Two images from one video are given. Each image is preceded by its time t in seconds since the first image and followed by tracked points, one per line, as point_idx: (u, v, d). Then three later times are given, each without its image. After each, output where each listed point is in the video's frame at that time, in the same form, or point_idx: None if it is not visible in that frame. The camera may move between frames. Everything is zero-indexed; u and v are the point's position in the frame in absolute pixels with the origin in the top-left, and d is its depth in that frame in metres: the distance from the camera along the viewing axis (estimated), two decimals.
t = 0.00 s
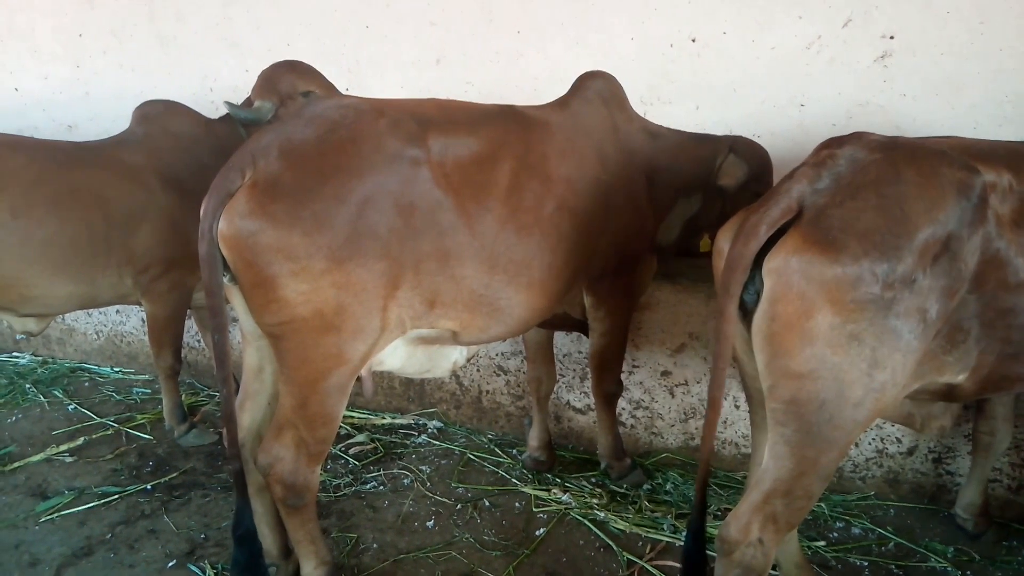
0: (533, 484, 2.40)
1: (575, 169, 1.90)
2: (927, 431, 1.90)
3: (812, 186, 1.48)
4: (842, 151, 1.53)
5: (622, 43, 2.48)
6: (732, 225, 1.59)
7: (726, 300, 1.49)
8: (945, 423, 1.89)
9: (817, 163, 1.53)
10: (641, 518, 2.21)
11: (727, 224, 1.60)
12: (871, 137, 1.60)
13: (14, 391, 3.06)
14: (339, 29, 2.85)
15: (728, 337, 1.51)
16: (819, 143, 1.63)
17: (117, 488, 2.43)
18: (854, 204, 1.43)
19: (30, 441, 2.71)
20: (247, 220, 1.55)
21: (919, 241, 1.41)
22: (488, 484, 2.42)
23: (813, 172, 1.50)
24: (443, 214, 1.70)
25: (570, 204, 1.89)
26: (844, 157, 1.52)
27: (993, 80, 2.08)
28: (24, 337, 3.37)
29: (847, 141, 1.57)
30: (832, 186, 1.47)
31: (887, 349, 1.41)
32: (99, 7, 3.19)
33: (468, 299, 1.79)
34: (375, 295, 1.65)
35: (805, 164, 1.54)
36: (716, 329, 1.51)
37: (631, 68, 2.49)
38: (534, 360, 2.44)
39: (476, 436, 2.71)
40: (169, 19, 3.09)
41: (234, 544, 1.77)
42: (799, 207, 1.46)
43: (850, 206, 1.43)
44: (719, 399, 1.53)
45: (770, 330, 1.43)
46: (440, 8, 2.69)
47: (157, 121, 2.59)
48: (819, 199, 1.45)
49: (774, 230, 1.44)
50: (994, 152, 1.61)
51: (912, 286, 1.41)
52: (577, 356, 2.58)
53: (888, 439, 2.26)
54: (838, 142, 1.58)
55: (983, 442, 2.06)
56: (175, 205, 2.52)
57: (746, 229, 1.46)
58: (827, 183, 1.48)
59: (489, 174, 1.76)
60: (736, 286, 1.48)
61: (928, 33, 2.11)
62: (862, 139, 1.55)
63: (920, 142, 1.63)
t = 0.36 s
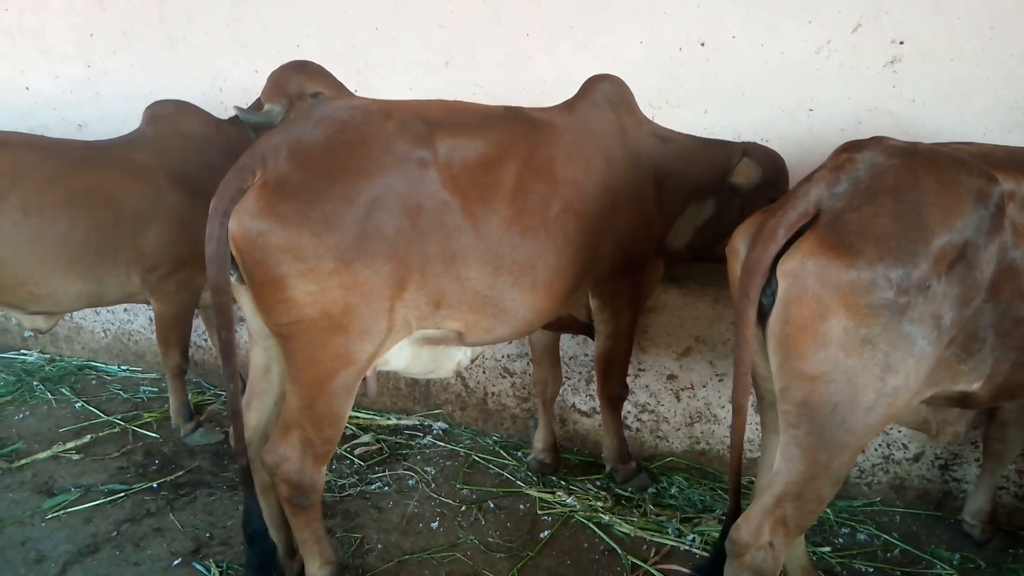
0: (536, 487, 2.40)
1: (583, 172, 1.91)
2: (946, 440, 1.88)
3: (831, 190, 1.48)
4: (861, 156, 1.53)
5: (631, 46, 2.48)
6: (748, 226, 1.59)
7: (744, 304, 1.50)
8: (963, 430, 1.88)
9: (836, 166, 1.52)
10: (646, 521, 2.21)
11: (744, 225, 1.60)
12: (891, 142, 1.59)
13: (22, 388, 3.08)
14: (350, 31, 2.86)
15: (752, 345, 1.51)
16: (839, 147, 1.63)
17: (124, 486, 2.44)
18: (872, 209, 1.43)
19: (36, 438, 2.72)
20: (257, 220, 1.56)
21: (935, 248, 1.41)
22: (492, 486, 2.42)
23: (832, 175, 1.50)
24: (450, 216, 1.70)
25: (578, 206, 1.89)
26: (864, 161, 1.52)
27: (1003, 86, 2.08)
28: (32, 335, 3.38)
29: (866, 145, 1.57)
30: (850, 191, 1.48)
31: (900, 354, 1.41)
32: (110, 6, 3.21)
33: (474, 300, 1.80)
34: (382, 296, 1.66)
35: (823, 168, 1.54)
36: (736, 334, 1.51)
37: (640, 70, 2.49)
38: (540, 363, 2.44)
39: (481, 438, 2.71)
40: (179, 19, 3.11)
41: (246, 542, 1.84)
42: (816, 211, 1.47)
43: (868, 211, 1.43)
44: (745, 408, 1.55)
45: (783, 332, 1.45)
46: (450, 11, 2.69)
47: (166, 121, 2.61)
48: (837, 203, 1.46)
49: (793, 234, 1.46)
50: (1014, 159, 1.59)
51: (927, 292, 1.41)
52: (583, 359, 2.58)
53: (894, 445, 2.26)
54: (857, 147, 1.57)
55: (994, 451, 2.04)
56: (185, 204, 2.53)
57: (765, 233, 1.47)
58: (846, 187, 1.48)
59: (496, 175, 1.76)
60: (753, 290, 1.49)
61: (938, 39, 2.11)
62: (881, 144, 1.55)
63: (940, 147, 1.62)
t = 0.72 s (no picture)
0: (541, 491, 2.40)
1: (589, 176, 1.91)
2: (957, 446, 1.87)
3: (844, 196, 1.47)
4: (875, 161, 1.52)
5: (637, 50, 2.48)
6: (761, 230, 1.58)
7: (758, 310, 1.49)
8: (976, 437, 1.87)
9: (851, 171, 1.51)
10: (651, 526, 2.20)
11: (756, 229, 1.60)
12: (905, 147, 1.58)
13: (29, 390, 3.09)
14: (358, 35, 2.87)
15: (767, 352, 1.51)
16: (853, 151, 1.63)
17: (131, 488, 2.45)
18: (887, 215, 1.43)
19: (44, 440, 2.73)
20: (266, 223, 1.57)
21: (948, 254, 1.40)
22: (498, 489, 2.42)
23: (846, 180, 1.49)
24: (455, 220, 1.71)
25: (584, 210, 1.89)
26: (878, 167, 1.51)
27: (1012, 90, 2.07)
28: (40, 337, 3.40)
29: (881, 151, 1.55)
30: (864, 196, 1.47)
31: (913, 361, 1.41)
32: (118, 10, 3.22)
33: (479, 304, 1.80)
34: (387, 299, 1.66)
35: (837, 173, 1.53)
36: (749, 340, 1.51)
37: (646, 74, 2.49)
38: (547, 367, 2.44)
39: (486, 442, 2.71)
40: (187, 23, 3.12)
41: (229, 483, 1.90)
42: (831, 216, 1.46)
43: (882, 218, 1.43)
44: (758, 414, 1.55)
45: (795, 338, 1.44)
46: (456, 15, 2.70)
47: (174, 124, 2.62)
48: (851, 209, 1.45)
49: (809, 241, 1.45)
50: None
51: (940, 298, 1.41)
52: (589, 363, 2.57)
53: (902, 451, 2.25)
54: (871, 152, 1.56)
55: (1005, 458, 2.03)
56: (192, 208, 2.54)
57: (779, 239, 1.46)
58: (859, 193, 1.47)
59: (501, 179, 1.76)
60: (769, 295, 1.48)
61: (947, 44, 2.11)
62: (895, 149, 1.54)
63: (954, 152, 1.61)
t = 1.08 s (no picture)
0: (554, 490, 2.40)
1: (601, 175, 1.91)
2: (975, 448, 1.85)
3: (862, 195, 1.47)
4: (894, 161, 1.50)
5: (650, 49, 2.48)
6: (779, 227, 1.57)
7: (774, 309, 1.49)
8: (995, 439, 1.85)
9: (869, 170, 1.50)
10: (664, 526, 2.20)
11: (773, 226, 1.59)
12: (924, 146, 1.56)
13: (47, 388, 3.13)
14: (372, 35, 2.88)
15: (786, 353, 1.49)
16: (872, 150, 1.61)
17: (146, 486, 2.47)
18: (905, 214, 1.42)
19: (60, 437, 2.76)
20: (278, 223, 1.58)
21: (967, 254, 1.39)
22: (510, 489, 2.42)
23: (864, 179, 1.48)
24: (466, 219, 1.71)
25: (597, 210, 1.89)
26: (897, 166, 1.50)
27: None
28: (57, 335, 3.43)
29: (900, 150, 1.54)
30: (883, 196, 1.46)
31: (930, 362, 1.40)
32: (133, 11, 3.25)
33: (491, 304, 1.80)
34: (399, 298, 1.67)
35: (856, 172, 1.52)
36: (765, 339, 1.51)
37: (659, 73, 2.49)
38: (560, 367, 2.44)
39: (499, 441, 2.72)
40: (202, 24, 3.15)
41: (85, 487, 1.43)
42: (848, 215, 1.45)
43: (900, 217, 1.42)
44: (775, 415, 1.55)
45: (812, 337, 1.44)
46: (469, 15, 2.70)
47: (189, 125, 2.64)
48: (870, 208, 1.45)
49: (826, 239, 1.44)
50: None
51: (959, 299, 1.40)
52: (602, 363, 2.57)
53: (919, 451, 2.23)
54: (890, 151, 1.55)
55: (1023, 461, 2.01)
56: (206, 207, 2.55)
57: (796, 238, 1.46)
58: (878, 192, 1.46)
59: (511, 178, 1.76)
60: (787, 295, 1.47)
61: (962, 43, 2.09)
62: (915, 148, 1.52)
63: (975, 151, 1.59)
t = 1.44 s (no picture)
0: (569, 492, 2.39)
1: (617, 176, 1.90)
2: (998, 451, 1.83)
3: (884, 196, 1.46)
4: (915, 161, 1.49)
5: (666, 50, 2.47)
6: (798, 228, 1.56)
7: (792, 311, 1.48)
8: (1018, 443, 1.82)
9: (890, 171, 1.49)
10: (680, 529, 2.19)
11: (793, 227, 1.58)
12: (947, 147, 1.54)
13: (66, 387, 3.16)
14: (387, 36, 2.88)
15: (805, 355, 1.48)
16: (893, 150, 1.60)
17: (165, 485, 2.48)
18: (926, 216, 1.41)
19: (80, 436, 2.78)
20: (294, 224, 1.59)
21: (990, 256, 1.38)
22: (525, 490, 2.42)
23: (884, 180, 1.47)
24: (481, 221, 1.71)
25: (612, 210, 1.88)
26: (919, 166, 1.48)
27: None
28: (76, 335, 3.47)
29: (922, 150, 1.52)
30: (904, 197, 1.45)
31: (952, 364, 1.39)
32: (151, 14, 3.28)
33: (507, 305, 1.80)
34: (416, 300, 1.67)
35: (877, 173, 1.51)
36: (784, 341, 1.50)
37: (675, 74, 2.48)
38: (576, 368, 2.43)
39: (514, 442, 2.72)
40: (219, 26, 3.17)
41: None
42: (868, 217, 1.44)
43: (922, 219, 1.41)
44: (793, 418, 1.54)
45: (831, 340, 1.43)
46: (483, 16, 2.70)
47: (206, 127, 2.66)
48: (891, 209, 1.44)
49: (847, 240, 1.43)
50: None
51: (982, 301, 1.38)
52: (617, 364, 2.56)
53: (939, 456, 2.20)
54: (911, 151, 1.53)
55: None
56: (223, 209, 2.57)
57: (816, 240, 1.45)
58: (899, 193, 1.45)
59: (526, 179, 1.77)
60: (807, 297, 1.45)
61: (982, 42, 2.07)
62: (937, 149, 1.51)
63: (999, 151, 1.57)
